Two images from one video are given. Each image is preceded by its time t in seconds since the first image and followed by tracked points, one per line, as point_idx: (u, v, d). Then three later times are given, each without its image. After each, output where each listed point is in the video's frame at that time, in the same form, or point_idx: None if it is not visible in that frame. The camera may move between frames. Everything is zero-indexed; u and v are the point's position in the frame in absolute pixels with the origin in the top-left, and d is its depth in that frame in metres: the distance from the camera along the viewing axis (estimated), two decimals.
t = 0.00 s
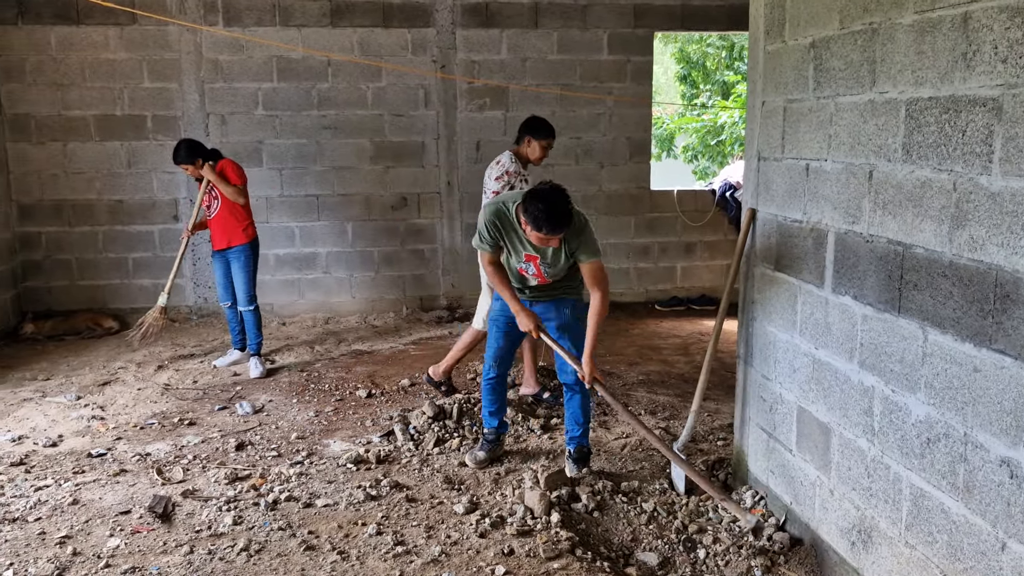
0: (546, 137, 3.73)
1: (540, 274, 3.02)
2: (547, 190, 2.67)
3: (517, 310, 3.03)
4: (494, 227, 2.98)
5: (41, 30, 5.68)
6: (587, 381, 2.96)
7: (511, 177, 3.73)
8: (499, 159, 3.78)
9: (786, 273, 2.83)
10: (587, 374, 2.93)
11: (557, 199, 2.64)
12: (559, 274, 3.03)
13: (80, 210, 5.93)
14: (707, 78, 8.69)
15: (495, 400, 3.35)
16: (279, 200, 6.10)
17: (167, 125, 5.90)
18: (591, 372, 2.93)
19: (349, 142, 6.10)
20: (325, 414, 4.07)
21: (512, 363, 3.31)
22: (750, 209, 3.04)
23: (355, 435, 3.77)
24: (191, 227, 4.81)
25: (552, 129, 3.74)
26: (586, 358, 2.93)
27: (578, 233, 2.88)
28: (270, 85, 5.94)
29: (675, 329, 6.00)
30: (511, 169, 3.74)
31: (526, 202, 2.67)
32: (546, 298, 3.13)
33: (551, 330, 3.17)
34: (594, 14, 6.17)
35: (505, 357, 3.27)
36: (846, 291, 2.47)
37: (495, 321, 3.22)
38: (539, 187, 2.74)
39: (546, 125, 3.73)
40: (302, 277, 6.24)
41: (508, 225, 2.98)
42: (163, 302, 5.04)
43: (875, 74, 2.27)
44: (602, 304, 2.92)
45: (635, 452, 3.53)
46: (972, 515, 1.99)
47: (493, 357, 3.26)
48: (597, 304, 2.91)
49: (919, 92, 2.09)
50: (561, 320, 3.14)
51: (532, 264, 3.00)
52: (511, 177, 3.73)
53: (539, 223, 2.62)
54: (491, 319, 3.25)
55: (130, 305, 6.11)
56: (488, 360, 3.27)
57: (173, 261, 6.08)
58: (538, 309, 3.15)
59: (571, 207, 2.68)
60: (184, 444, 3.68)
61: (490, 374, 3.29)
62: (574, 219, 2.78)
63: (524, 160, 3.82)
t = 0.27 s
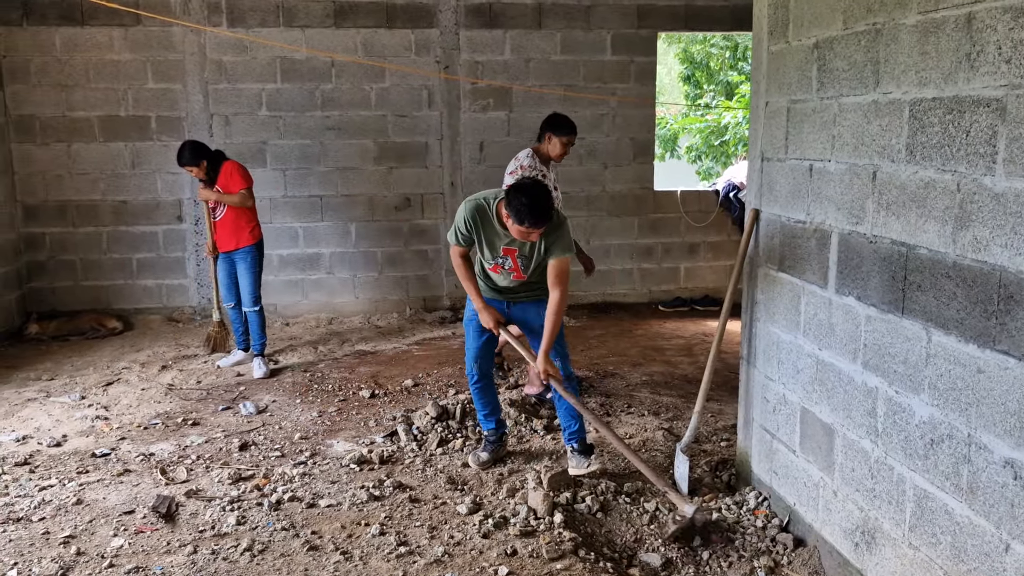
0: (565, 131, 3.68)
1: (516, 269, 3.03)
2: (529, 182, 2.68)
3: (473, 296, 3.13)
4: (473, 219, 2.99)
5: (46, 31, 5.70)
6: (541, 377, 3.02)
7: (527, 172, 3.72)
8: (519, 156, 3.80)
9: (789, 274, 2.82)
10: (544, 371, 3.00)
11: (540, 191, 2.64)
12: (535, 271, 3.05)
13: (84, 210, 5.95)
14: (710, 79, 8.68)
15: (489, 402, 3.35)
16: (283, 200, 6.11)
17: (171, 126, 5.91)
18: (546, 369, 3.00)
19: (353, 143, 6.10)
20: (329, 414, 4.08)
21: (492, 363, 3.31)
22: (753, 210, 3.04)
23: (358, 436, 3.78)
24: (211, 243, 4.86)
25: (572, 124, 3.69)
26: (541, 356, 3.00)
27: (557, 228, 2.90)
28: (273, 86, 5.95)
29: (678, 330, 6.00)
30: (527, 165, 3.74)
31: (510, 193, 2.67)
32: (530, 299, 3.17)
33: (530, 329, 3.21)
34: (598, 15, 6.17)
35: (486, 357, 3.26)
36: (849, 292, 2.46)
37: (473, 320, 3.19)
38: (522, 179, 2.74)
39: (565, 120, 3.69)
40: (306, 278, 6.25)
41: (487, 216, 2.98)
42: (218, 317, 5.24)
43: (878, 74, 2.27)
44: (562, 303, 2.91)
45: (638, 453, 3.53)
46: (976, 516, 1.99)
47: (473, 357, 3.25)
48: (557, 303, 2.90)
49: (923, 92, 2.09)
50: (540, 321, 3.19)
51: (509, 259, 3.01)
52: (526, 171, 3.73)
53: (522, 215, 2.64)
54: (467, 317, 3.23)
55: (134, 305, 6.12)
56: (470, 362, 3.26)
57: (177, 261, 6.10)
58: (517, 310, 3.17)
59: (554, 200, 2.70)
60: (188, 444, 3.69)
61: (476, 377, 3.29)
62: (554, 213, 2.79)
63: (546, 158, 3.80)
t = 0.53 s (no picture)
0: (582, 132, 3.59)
1: (508, 255, 3.08)
2: (521, 165, 2.75)
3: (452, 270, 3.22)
4: (466, 202, 3.05)
5: (49, 32, 5.71)
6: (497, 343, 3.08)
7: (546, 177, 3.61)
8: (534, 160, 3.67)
9: (791, 274, 2.82)
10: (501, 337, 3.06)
11: (531, 174, 2.71)
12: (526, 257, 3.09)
13: (87, 210, 5.96)
14: (713, 79, 8.67)
15: (492, 398, 3.36)
16: (286, 201, 6.11)
17: (174, 126, 5.92)
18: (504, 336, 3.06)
19: (355, 143, 6.11)
20: (331, 414, 4.08)
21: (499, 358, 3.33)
22: (756, 210, 3.04)
23: (360, 436, 3.78)
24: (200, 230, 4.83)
25: (588, 124, 3.59)
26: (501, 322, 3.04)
27: (549, 214, 2.95)
28: (276, 86, 5.96)
29: (680, 330, 5.99)
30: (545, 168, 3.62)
31: (501, 175, 2.75)
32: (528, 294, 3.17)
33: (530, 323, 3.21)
34: (600, 16, 6.17)
35: (492, 353, 3.27)
36: (852, 292, 2.46)
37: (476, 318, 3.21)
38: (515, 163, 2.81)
39: (580, 120, 3.60)
40: (308, 278, 6.26)
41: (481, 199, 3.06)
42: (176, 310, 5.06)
43: (880, 74, 2.26)
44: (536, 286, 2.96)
45: (640, 453, 3.52)
46: (978, 517, 1.98)
47: (478, 352, 3.28)
48: (532, 285, 2.96)
49: (925, 92, 2.09)
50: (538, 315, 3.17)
51: (501, 244, 3.06)
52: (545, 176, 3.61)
53: (511, 197, 2.70)
54: (472, 312, 3.27)
55: (137, 306, 6.13)
56: (476, 358, 3.29)
57: (180, 262, 6.11)
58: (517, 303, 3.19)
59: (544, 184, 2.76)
60: (190, 444, 3.69)
61: (480, 373, 3.31)
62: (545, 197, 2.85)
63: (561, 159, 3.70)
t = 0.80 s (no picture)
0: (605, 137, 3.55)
1: (518, 251, 3.07)
2: (540, 172, 2.72)
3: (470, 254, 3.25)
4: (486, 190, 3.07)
5: (52, 33, 5.72)
6: (513, 342, 3.07)
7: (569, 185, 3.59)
8: (555, 166, 3.62)
9: (793, 274, 2.82)
10: (517, 337, 3.04)
11: (547, 183, 2.69)
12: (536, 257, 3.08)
13: (89, 211, 5.96)
14: (715, 79, 8.67)
15: (500, 396, 3.37)
16: (287, 201, 6.12)
17: (176, 127, 5.93)
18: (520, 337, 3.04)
19: (357, 143, 6.11)
20: (333, 414, 4.08)
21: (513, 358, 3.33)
22: (757, 210, 3.03)
23: (362, 436, 3.78)
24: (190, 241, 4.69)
25: (610, 128, 3.55)
26: (519, 321, 3.01)
27: (566, 224, 2.91)
28: (278, 87, 5.96)
29: (682, 331, 5.99)
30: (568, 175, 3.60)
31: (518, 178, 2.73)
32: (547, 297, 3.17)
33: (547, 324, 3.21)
34: (602, 16, 6.17)
35: (507, 352, 3.27)
36: (854, 292, 2.46)
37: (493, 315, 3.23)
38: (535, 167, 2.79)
39: (602, 124, 3.55)
40: (310, 278, 6.26)
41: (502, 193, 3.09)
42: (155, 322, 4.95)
43: (883, 74, 2.26)
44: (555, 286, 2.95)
45: (643, 454, 3.52)
46: (981, 518, 1.98)
47: (493, 351, 3.28)
48: (551, 284, 2.95)
49: (927, 92, 2.08)
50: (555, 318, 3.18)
51: (513, 241, 3.05)
52: (569, 183, 3.60)
53: (523, 204, 2.69)
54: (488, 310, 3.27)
55: (139, 306, 6.14)
56: (491, 355, 3.29)
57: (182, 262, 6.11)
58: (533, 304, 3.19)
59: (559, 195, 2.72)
60: (192, 444, 3.70)
61: (494, 368, 3.32)
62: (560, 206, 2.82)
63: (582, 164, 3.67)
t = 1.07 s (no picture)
0: (628, 136, 3.48)
1: (550, 266, 3.10)
2: (571, 186, 2.71)
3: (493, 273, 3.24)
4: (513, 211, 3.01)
5: (53, 33, 5.72)
6: (553, 358, 3.05)
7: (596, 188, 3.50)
8: (579, 169, 3.54)
9: (796, 275, 2.81)
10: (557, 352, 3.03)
11: (580, 197, 2.67)
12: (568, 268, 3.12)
13: (91, 211, 5.97)
14: (716, 80, 8.66)
15: (509, 396, 3.34)
16: (289, 202, 6.12)
17: (177, 127, 5.93)
18: (560, 351, 3.03)
19: (358, 144, 6.11)
20: (334, 415, 4.08)
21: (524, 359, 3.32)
22: (759, 210, 3.03)
23: (364, 436, 3.78)
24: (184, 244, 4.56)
25: (633, 128, 3.48)
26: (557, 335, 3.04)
27: (597, 232, 2.91)
28: (279, 87, 5.96)
29: (684, 331, 5.99)
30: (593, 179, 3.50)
31: (549, 195, 2.71)
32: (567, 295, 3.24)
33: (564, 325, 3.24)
34: (604, 16, 6.16)
35: (521, 353, 3.26)
36: (856, 292, 2.46)
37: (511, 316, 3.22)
38: (564, 182, 2.76)
39: (624, 124, 3.48)
40: (311, 279, 6.26)
41: (529, 212, 3.00)
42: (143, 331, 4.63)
43: (885, 74, 2.26)
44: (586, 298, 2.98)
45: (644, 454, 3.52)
46: (984, 518, 1.98)
47: (507, 352, 3.26)
48: (581, 297, 2.98)
49: (930, 92, 2.08)
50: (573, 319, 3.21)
51: (544, 256, 3.06)
52: (597, 187, 3.50)
53: (558, 219, 2.66)
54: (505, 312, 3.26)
55: (140, 306, 6.14)
56: (504, 355, 3.27)
57: (183, 262, 6.11)
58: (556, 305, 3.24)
59: (591, 205, 2.72)
60: (194, 444, 3.70)
61: (505, 367, 3.29)
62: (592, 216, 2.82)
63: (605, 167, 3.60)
